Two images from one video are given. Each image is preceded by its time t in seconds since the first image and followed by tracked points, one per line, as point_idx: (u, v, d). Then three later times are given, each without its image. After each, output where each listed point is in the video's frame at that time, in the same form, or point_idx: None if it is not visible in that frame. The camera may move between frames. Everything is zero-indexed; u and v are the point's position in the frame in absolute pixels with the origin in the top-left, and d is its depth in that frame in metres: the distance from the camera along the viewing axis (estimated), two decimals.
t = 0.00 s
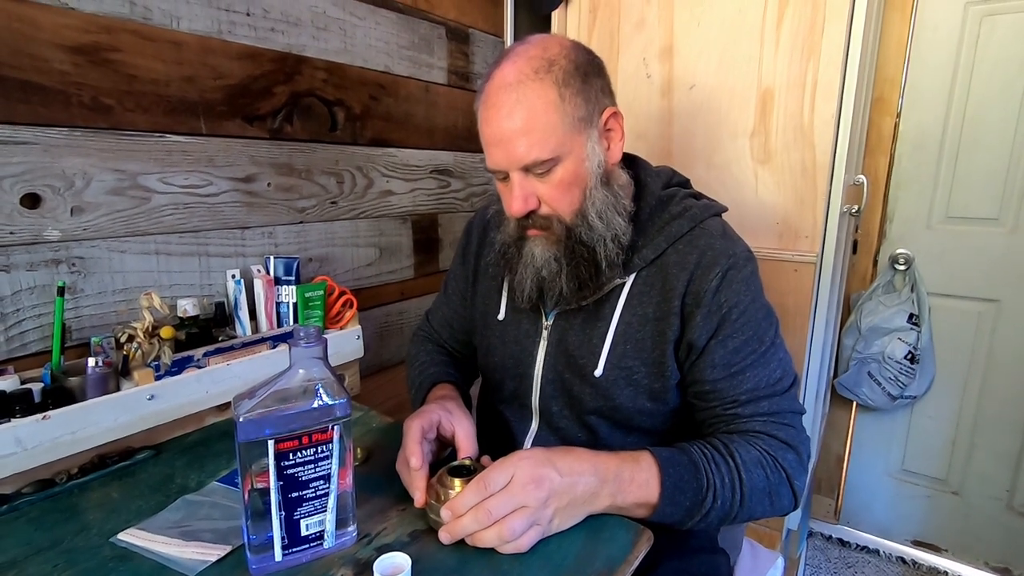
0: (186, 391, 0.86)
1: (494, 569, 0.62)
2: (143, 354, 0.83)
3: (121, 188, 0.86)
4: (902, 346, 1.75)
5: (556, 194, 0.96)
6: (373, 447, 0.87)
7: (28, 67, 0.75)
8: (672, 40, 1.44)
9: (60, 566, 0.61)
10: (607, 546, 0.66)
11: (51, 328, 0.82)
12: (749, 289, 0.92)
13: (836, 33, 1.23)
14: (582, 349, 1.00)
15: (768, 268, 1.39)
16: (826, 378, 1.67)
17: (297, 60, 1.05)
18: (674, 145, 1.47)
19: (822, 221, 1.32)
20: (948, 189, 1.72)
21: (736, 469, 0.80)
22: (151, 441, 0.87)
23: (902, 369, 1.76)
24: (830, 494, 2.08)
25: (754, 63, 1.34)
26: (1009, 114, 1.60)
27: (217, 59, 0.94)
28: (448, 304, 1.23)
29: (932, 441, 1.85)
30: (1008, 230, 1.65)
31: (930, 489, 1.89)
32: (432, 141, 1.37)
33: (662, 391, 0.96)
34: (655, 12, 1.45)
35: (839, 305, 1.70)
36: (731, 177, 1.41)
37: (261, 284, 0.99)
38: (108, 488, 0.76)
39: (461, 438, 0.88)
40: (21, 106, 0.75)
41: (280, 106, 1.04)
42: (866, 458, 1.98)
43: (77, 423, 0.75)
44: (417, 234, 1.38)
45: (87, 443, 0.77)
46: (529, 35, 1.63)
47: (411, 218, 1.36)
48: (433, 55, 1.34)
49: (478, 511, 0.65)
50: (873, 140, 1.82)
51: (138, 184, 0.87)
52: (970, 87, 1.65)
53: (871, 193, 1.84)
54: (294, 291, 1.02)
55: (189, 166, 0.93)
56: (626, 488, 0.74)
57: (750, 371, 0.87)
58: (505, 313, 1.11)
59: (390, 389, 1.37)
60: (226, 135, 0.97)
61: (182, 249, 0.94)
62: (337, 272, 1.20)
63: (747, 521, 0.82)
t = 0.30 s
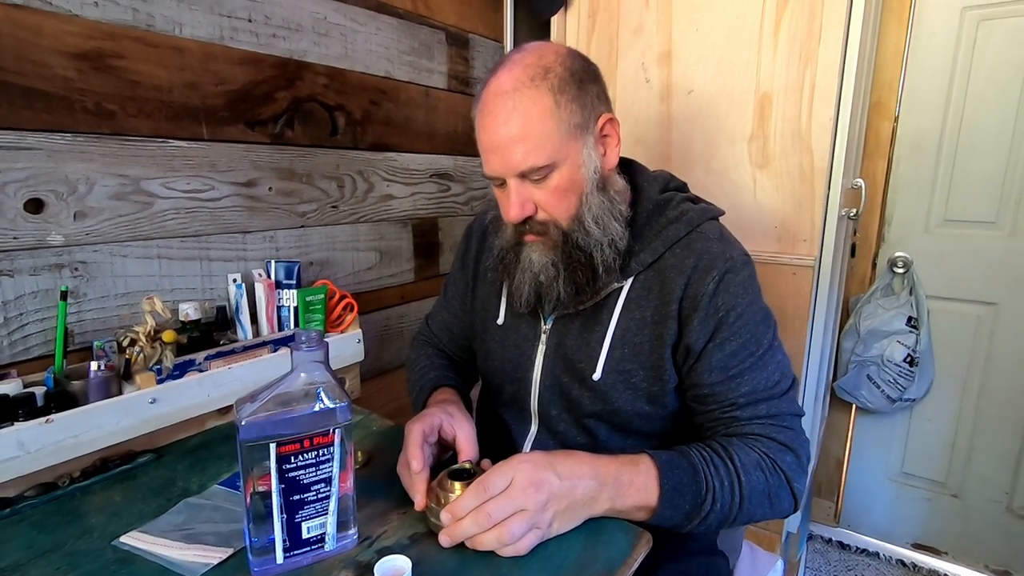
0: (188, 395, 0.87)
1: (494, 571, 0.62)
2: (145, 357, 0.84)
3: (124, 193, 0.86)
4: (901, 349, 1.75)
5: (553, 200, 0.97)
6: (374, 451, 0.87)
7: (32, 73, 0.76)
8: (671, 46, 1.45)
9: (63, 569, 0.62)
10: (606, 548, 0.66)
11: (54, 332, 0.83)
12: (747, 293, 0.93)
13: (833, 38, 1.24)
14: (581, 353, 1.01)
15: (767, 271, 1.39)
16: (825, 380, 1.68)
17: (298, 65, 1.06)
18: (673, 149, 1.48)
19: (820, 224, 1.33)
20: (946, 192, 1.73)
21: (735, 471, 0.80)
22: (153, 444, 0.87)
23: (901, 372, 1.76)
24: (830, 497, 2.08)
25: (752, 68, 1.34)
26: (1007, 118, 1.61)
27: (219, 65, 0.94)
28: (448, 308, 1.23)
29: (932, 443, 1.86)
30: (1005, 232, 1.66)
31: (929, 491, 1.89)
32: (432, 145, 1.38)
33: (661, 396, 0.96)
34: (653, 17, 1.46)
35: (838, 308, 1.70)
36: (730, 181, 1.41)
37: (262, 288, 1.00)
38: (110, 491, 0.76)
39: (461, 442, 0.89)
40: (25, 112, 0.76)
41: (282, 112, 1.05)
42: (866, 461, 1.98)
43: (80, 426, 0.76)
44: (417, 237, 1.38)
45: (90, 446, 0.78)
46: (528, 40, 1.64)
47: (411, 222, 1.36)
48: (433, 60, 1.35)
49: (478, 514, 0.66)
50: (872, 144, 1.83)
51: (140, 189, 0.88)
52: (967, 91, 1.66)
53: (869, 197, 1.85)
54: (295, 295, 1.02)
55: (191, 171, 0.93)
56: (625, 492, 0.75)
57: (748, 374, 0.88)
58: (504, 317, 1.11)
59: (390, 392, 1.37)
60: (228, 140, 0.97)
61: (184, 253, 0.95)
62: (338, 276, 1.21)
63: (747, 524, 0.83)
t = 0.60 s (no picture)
0: (190, 394, 0.88)
1: (494, 569, 0.63)
2: (149, 357, 0.85)
3: (128, 195, 0.87)
4: (900, 350, 1.76)
5: (551, 204, 0.97)
6: (376, 450, 0.88)
7: (38, 76, 0.77)
8: (671, 48, 1.46)
9: (68, 567, 0.62)
10: (606, 546, 0.67)
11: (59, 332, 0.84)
12: (744, 295, 0.93)
13: (832, 41, 1.25)
14: (580, 354, 1.02)
15: (766, 273, 1.40)
16: (824, 382, 1.68)
17: (300, 68, 1.06)
18: (673, 151, 1.49)
19: (819, 226, 1.33)
20: (945, 194, 1.74)
21: (733, 471, 0.81)
22: (156, 443, 0.88)
23: (900, 373, 1.77)
24: (829, 498, 2.08)
25: (751, 71, 1.35)
26: (1004, 121, 1.62)
27: (222, 67, 0.95)
28: (448, 309, 1.24)
29: (930, 445, 1.86)
30: (1004, 234, 1.67)
31: (928, 492, 1.89)
32: (433, 147, 1.39)
33: (660, 397, 0.97)
34: (653, 20, 1.47)
35: (836, 310, 1.71)
36: (729, 183, 1.42)
37: (264, 289, 1.01)
38: (114, 490, 0.77)
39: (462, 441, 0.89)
40: (31, 114, 0.77)
41: (284, 114, 1.05)
42: (865, 462, 1.99)
43: (84, 425, 0.77)
44: (418, 239, 1.39)
45: (93, 445, 0.78)
46: (528, 42, 1.65)
47: (412, 223, 1.37)
48: (434, 62, 1.36)
49: (478, 513, 0.67)
50: (871, 146, 1.83)
51: (144, 191, 0.89)
52: (965, 94, 1.66)
53: (867, 199, 1.85)
54: (297, 296, 1.03)
55: (194, 173, 0.94)
56: (625, 492, 0.75)
57: (745, 375, 0.89)
58: (505, 319, 1.12)
59: (391, 393, 1.38)
60: (231, 142, 0.98)
61: (187, 254, 0.95)
62: (339, 277, 1.21)
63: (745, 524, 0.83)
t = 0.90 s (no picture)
0: (195, 395, 0.88)
1: (497, 567, 0.64)
2: (154, 358, 0.86)
3: (133, 197, 0.88)
4: (899, 353, 1.77)
5: (555, 209, 0.98)
6: (378, 451, 0.89)
7: (46, 80, 0.78)
8: (671, 52, 1.47)
9: (75, 565, 0.63)
10: (606, 546, 0.68)
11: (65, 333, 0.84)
12: (745, 299, 0.94)
13: (830, 46, 1.26)
14: (582, 357, 1.03)
15: (765, 275, 1.41)
16: (823, 384, 1.69)
17: (304, 72, 1.07)
18: (673, 154, 1.50)
19: (818, 229, 1.34)
20: (943, 197, 1.75)
21: (732, 474, 0.82)
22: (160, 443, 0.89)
23: (899, 375, 1.78)
24: (828, 500, 2.09)
25: (750, 74, 1.36)
26: (1002, 125, 1.63)
27: (227, 71, 0.96)
28: (451, 311, 1.25)
29: (929, 447, 1.87)
30: (1002, 238, 1.68)
31: (927, 494, 1.90)
32: (435, 149, 1.40)
33: (661, 401, 0.98)
34: (653, 24, 1.48)
35: (835, 312, 1.72)
36: (728, 186, 1.43)
37: (267, 290, 1.02)
38: (119, 489, 0.78)
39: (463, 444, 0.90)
40: (40, 117, 0.78)
41: (287, 117, 1.06)
42: (864, 464, 1.99)
43: (90, 425, 0.78)
44: (420, 241, 1.40)
45: (99, 445, 0.79)
46: (529, 45, 1.66)
47: (414, 226, 1.38)
48: (436, 66, 1.37)
49: (479, 511, 0.67)
50: (869, 149, 1.84)
51: (150, 194, 0.90)
52: (963, 98, 1.67)
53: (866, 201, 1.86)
54: (300, 297, 1.04)
55: (199, 176, 0.95)
56: (624, 492, 0.76)
57: (745, 379, 0.89)
58: (507, 322, 1.13)
59: (393, 394, 1.39)
60: (235, 145, 0.99)
61: (191, 256, 0.96)
62: (342, 279, 1.22)
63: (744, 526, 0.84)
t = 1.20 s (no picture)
0: (198, 394, 0.89)
1: (499, 564, 0.65)
2: (159, 357, 0.87)
3: (138, 198, 0.89)
4: (898, 354, 1.77)
5: (538, 210, 1.00)
6: (381, 450, 0.89)
7: (53, 82, 0.79)
8: (672, 54, 1.47)
9: (81, 561, 0.64)
10: (607, 544, 0.68)
11: (70, 333, 0.85)
12: (747, 301, 0.95)
13: (830, 48, 1.27)
14: (585, 353, 1.03)
15: (765, 276, 1.41)
16: (823, 385, 1.69)
17: (307, 74, 1.08)
18: (673, 155, 1.51)
19: (818, 231, 1.35)
20: (943, 199, 1.75)
21: (728, 472, 0.83)
22: (165, 442, 0.90)
23: (899, 377, 1.78)
24: (828, 501, 2.09)
25: (751, 77, 1.37)
26: (1002, 127, 1.64)
27: (231, 73, 0.97)
28: (456, 310, 1.26)
29: (929, 448, 1.87)
30: (1002, 239, 1.68)
31: (927, 495, 1.90)
32: (437, 151, 1.40)
33: (662, 397, 0.98)
34: (654, 26, 1.49)
35: (835, 314, 1.73)
36: (728, 188, 1.44)
37: (271, 290, 1.02)
38: (124, 487, 0.79)
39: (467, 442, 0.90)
40: (46, 119, 0.78)
41: (291, 119, 1.07)
42: (864, 465, 2.00)
43: (96, 423, 0.78)
44: (422, 241, 1.41)
45: (104, 443, 0.80)
46: (530, 47, 1.67)
47: (415, 227, 1.39)
48: (438, 68, 1.38)
49: (482, 508, 0.68)
50: (869, 151, 1.85)
51: (155, 195, 0.91)
52: (962, 101, 1.68)
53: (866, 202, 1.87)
54: (303, 297, 1.05)
55: (203, 177, 0.96)
56: (624, 489, 0.77)
57: (745, 379, 0.90)
58: (510, 318, 1.14)
59: (395, 394, 1.40)
60: (239, 147, 1.00)
61: (195, 256, 0.97)
62: (344, 280, 1.23)
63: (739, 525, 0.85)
